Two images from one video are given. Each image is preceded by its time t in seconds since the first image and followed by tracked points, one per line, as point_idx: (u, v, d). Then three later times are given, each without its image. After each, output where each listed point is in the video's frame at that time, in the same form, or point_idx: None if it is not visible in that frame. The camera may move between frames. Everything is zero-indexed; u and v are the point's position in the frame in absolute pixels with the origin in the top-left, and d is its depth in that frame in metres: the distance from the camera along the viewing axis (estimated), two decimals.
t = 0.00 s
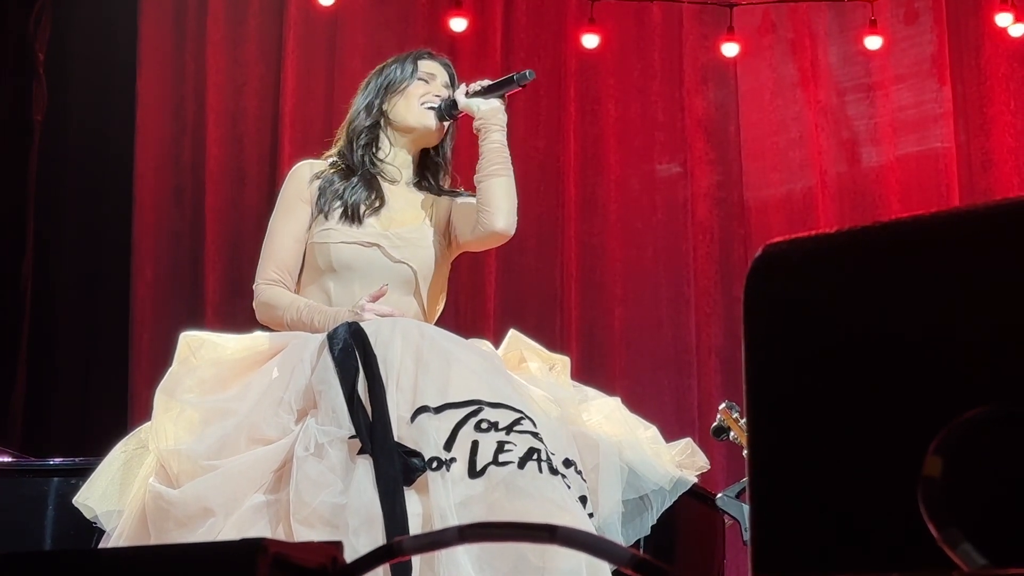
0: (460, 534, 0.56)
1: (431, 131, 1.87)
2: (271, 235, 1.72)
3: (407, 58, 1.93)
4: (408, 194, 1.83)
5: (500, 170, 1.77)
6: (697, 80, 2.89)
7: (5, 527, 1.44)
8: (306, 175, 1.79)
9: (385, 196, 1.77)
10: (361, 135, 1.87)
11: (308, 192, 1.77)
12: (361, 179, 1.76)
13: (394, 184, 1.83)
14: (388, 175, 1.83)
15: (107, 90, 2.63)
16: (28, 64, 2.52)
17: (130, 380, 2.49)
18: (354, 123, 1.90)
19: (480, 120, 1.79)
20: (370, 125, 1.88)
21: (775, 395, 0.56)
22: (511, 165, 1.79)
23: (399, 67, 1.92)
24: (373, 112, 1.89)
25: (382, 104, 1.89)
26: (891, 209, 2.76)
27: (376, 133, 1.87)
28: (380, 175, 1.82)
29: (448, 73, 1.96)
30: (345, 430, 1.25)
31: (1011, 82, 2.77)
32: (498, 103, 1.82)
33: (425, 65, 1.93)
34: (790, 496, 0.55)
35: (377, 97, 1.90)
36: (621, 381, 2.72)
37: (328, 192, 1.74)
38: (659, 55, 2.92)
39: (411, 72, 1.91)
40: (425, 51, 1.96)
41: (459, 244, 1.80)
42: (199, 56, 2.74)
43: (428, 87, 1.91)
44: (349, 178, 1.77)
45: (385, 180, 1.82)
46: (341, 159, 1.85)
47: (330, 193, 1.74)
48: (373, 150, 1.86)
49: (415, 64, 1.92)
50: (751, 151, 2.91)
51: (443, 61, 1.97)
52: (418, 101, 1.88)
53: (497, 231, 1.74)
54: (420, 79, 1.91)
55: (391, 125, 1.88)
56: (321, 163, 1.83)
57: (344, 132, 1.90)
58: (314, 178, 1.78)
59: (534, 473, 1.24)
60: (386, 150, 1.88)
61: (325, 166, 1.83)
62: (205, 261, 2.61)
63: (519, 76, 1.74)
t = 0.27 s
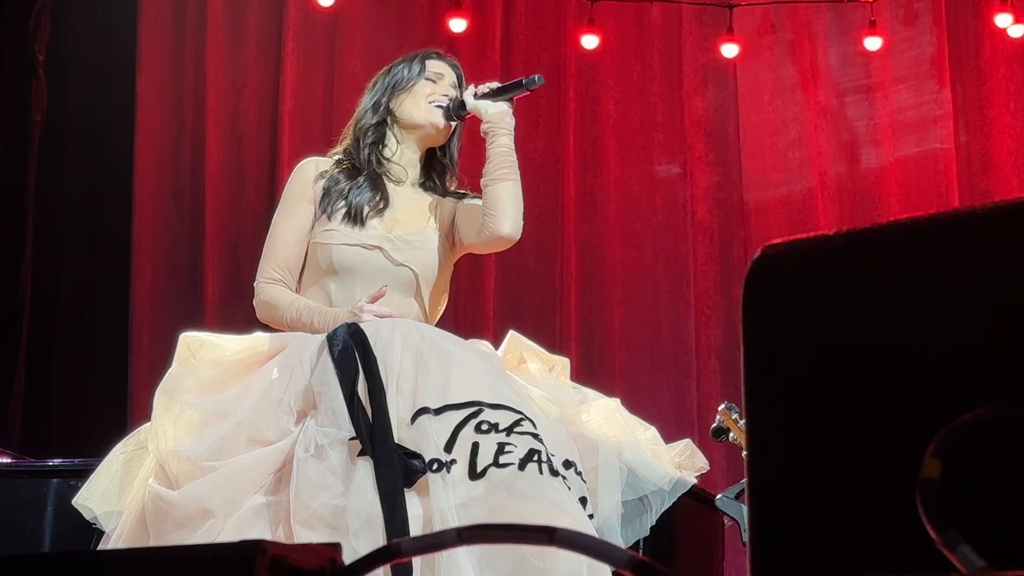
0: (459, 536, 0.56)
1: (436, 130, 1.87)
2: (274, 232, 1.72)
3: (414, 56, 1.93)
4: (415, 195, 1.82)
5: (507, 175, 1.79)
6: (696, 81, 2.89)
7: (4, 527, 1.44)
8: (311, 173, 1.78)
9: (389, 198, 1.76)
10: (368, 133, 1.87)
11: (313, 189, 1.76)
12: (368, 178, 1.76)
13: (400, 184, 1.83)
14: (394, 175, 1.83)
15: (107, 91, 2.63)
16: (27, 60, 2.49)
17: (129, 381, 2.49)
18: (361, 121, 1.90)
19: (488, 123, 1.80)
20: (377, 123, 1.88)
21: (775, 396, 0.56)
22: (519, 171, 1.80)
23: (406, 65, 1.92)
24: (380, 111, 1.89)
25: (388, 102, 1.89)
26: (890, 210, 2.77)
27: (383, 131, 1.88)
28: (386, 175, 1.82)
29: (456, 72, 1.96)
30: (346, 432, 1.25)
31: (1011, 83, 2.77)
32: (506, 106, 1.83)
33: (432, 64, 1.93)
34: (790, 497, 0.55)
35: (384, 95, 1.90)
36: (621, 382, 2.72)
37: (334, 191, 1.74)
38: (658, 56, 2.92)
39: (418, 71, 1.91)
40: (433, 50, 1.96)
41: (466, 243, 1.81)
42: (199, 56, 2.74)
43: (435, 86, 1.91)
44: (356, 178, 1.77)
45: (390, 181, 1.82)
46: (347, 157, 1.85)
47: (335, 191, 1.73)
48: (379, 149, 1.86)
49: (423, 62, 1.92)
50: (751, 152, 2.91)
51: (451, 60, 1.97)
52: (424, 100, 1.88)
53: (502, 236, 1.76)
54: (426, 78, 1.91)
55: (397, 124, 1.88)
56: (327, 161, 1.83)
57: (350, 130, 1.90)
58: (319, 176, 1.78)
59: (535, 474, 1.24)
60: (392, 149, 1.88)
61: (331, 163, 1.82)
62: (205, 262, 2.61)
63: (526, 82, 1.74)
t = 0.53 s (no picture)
0: (459, 537, 0.56)
1: (442, 133, 1.87)
2: (280, 229, 1.72)
3: (419, 58, 1.93)
4: (421, 199, 1.82)
5: (496, 211, 1.77)
6: (696, 81, 2.90)
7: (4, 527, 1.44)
8: (318, 174, 1.78)
9: (395, 203, 1.76)
10: (375, 135, 1.87)
11: (318, 190, 1.76)
12: (376, 182, 1.76)
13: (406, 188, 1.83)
14: (401, 177, 1.82)
15: (106, 91, 2.63)
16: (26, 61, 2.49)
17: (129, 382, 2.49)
18: (367, 123, 1.89)
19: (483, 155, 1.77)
20: (384, 125, 1.87)
21: (775, 397, 0.56)
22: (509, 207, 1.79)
23: (412, 67, 1.92)
24: (387, 113, 1.88)
25: (395, 104, 1.89)
26: (890, 211, 2.77)
27: (390, 134, 1.87)
28: (393, 178, 1.82)
29: (462, 72, 1.95)
30: (345, 434, 1.25)
31: (1010, 83, 2.77)
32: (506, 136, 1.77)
33: (438, 65, 1.93)
34: (790, 499, 0.55)
35: (390, 97, 1.90)
36: (620, 383, 2.72)
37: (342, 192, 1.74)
38: (658, 56, 2.92)
39: (423, 73, 1.91)
40: (438, 50, 1.96)
41: (457, 261, 1.82)
42: (199, 57, 2.74)
43: (441, 88, 1.90)
44: (363, 181, 1.77)
45: (397, 184, 1.81)
46: (355, 159, 1.84)
47: (342, 193, 1.74)
48: (386, 152, 1.86)
49: (429, 63, 1.92)
50: (750, 153, 2.91)
51: (457, 60, 1.96)
52: (429, 102, 1.88)
53: (487, 272, 1.76)
54: (432, 79, 1.91)
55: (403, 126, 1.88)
56: (335, 163, 1.82)
57: (357, 133, 1.89)
58: (326, 178, 1.78)
59: (534, 480, 1.24)
60: (399, 151, 1.87)
61: (339, 165, 1.82)
62: (204, 262, 2.61)
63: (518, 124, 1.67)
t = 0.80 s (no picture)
0: (459, 536, 0.56)
1: (436, 135, 1.86)
2: (279, 231, 1.72)
3: (415, 59, 1.93)
4: (421, 200, 1.81)
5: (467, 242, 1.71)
6: (695, 81, 2.90)
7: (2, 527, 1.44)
8: (317, 175, 1.78)
9: (395, 202, 1.75)
10: (372, 137, 1.89)
11: (318, 191, 1.76)
12: (375, 181, 1.76)
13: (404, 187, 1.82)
14: (398, 177, 1.83)
15: (105, 91, 2.62)
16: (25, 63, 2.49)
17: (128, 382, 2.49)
18: (366, 126, 1.91)
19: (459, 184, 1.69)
20: (381, 128, 1.89)
21: (775, 397, 0.56)
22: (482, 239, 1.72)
23: (408, 69, 1.92)
24: (384, 115, 1.90)
25: (391, 106, 1.90)
26: (888, 211, 2.77)
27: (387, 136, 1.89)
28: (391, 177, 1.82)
29: (459, 72, 1.95)
30: (344, 435, 1.25)
31: (1009, 84, 2.77)
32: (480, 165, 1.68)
33: (434, 66, 1.92)
34: (788, 499, 0.55)
35: (388, 100, 1.91)
36: (619, 383, 2.72)
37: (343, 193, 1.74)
38: (657, 57, 2.92)
39: (419, 75, 1.91)
40: (435, 51, 1.95)
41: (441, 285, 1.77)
42: (198, 57, 2.74)
43: (436, 89, 1.90)
44: (362, 180, 1.77)
45: (395, 183, 1.81)
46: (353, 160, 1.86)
47: (343, 193, 1.73)
48: (383, 153, 1.87)
49: (425, 64, 1.92)
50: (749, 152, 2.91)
51: (454, 59, 1.96)
52: (423, 104, 1.88)
53: (454, 301, 1.70)
54: (427, 81, 1.91)
55: (400, 128, 1.88)
56: (335, 161, 1.83)
57: (357, 135, 1.92)
58: (326, 178, 1.78)
59: (534, 482, 1.24)
60: (397, 152, 1.88)
61: (337, 163, 1.83)
62: (203, 263, 2.61)
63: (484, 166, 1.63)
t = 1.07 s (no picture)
0: (457, 536, 0.56)
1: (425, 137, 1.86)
2: (274, 238, 1.72)
3: (400, 62, 1.92)
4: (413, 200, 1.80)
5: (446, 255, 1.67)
6: (693, 81, 2.90)
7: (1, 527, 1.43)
8: (310, 178, 1.79)
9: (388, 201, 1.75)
10: (362, 140, 1.88)
11: (312, 195, 1.77)
12: (366, 182, 1.76)
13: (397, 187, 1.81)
14: (390, 178, 1.82)
15: (103, 91, 2.62)
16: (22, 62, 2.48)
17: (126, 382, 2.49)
18: (355, 130, 1.90)
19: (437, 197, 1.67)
20: (370, 131, 1.88)
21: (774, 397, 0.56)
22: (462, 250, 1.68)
23: (394, 72, 1.91)
24: (372, 118, 1.89)
25: (379, 109, 1.89)
26: (886, 211, 2.77)
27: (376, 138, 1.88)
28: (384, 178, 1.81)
29: (445, 73, 1.94)
30: (341, 434, 1.25)
31: (1007, 84, 2.77)
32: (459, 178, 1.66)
33: (419, 67, 1.92)
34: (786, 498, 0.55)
35: (375, 103, 1.90)
36: (617, 383, 2.72)
37: (335, 196, 1.74)
38: (656, 57, 2.92)
39: (405, 77, 1.91)
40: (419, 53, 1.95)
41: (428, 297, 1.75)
42: (197, 57, 2.74)
43: (423, 91, 1.90)
44: (354, 181, 1.77)
45: (388, 184, 1.81)
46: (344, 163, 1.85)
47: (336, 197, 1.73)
48: (374, 155, 1.86)
49: (410, 66, 1.92)
50: (747, 153, 2.91)
51: (440, 60, 1.95)
52: (411, 107, 1.88)
53: (437, 313, 1.68)
54: (414, 83, 1.90)
55: (389, 130, 1.88)
56: (326, 165, 1.83)
57: (346, 140, 1.91)
58: (320, 182, 1.79)
59: (530, 479, 1.24)
60: (388, 154, 1.88)
61: (330, 168, 1.83)
62: (201, 263, 2.61)
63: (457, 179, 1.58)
